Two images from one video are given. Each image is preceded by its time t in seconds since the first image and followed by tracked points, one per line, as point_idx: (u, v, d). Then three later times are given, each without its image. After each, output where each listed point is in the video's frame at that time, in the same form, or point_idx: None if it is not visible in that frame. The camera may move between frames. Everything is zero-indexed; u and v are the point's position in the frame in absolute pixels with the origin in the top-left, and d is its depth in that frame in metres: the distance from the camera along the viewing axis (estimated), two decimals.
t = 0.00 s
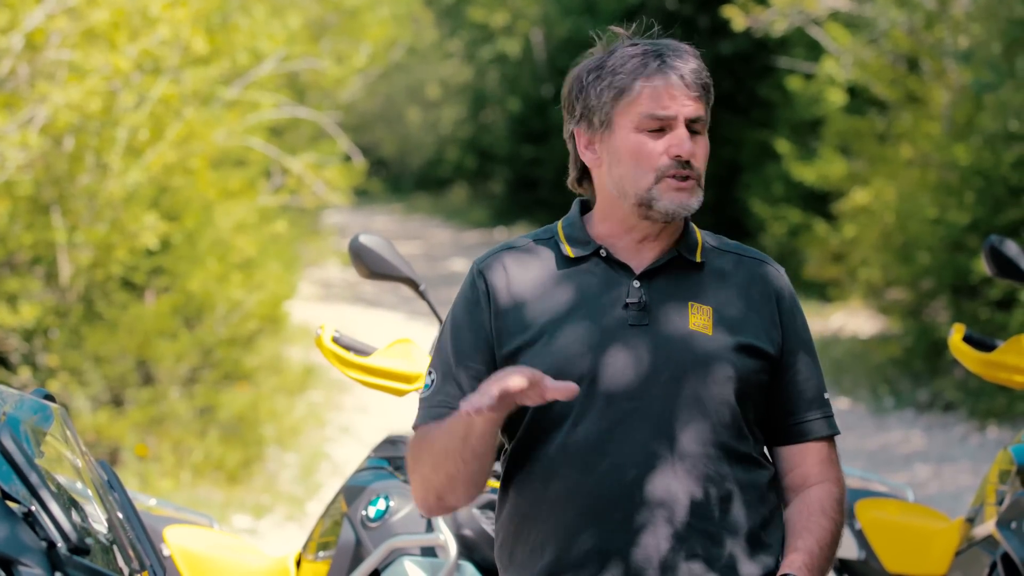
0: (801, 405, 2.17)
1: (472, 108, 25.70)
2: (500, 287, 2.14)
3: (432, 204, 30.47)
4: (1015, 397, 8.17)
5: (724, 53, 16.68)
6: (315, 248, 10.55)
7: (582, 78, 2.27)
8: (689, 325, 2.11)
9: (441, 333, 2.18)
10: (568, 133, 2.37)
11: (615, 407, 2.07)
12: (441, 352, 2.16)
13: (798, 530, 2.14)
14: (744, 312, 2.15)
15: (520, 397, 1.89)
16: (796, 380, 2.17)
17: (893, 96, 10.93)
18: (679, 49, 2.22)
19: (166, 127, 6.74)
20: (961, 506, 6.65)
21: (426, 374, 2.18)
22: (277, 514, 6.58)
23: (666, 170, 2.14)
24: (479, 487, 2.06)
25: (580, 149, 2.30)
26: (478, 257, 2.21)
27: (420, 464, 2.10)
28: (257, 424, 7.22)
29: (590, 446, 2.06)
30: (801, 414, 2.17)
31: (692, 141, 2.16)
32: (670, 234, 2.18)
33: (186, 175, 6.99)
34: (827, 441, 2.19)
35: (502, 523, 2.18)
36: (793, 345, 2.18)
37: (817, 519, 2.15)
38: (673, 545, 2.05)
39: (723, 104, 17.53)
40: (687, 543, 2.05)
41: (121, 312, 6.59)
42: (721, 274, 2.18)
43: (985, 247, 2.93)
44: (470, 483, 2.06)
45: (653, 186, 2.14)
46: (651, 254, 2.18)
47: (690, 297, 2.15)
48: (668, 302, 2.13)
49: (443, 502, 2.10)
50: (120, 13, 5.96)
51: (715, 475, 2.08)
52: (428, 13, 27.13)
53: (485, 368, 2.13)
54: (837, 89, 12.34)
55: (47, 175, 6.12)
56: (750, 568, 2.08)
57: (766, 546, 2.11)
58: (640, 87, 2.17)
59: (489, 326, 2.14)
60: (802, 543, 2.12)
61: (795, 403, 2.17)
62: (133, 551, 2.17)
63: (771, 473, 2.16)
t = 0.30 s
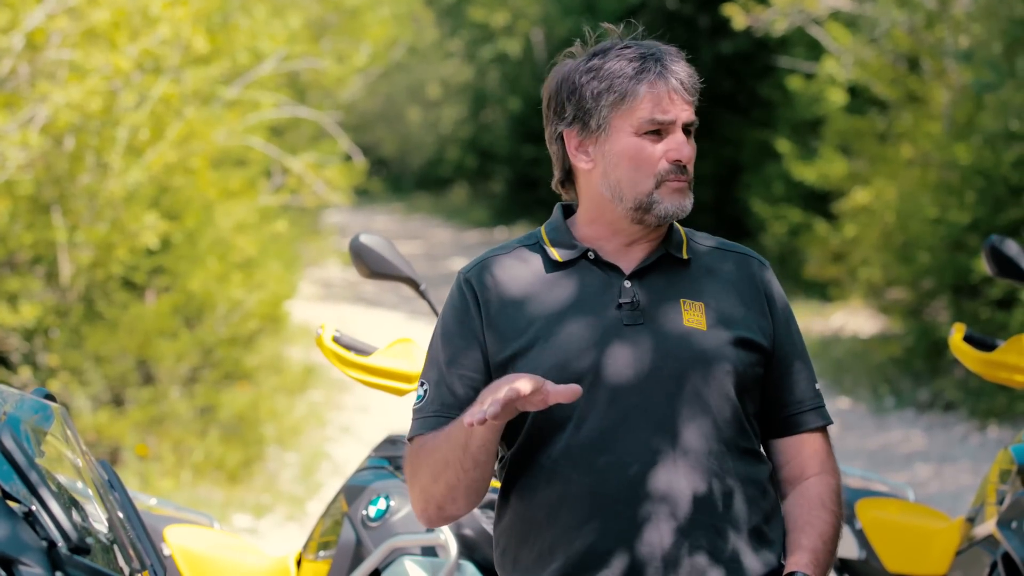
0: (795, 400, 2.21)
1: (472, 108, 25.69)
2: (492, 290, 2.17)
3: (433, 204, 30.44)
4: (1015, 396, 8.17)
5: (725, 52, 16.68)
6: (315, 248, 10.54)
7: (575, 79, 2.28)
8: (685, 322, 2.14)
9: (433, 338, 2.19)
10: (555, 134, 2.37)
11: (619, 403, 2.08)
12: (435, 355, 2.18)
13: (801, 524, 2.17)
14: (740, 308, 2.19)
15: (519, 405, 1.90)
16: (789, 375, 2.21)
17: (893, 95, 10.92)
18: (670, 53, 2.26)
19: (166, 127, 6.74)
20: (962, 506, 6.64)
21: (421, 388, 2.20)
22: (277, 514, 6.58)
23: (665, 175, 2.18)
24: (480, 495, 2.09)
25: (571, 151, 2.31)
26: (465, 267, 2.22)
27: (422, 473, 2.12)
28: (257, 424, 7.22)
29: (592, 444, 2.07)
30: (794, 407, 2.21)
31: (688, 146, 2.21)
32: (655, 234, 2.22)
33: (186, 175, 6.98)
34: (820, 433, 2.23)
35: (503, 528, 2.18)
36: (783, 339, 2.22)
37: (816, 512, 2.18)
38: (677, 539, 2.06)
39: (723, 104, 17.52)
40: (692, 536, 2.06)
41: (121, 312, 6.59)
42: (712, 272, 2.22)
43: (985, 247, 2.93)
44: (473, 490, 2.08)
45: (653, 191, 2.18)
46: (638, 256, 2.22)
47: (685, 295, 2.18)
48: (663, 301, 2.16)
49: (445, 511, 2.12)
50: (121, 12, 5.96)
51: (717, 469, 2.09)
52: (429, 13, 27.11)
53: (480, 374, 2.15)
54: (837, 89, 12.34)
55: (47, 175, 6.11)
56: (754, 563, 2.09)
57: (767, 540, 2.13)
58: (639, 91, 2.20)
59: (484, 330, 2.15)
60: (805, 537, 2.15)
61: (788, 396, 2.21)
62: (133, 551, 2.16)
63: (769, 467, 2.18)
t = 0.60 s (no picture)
0: (789, 401, 2.22)
1: (473, 107, 25.69)
2: (493, 290, 2.15)
3: (433, 204, 30.44)
4: (1016, 396, 8.17)
5: (725, 52, 16.67)
6: (315, 248, 10.54)
7: (576, 76, 2.26)
8: (682, 321, 2.14)
9: (429, 338, 2.16)
10: (550, 133, 2.35)
11: (619, 402, 2.07)
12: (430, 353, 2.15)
13: (794, 524, 2.18)
14: (736, 309, 2.19)
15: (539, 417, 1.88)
16: (783, 376, 2.22)
17: (893, 95, 10.92)
18: (671, 52, 2.26)
19: (167, 126, 6.73)
20: (962, 506, 6.63)
21: (416, 386, 2.15)
22: (278, 514, 6.57)
23: (667, 176, 2.19)
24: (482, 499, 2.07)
25: (570, 151, 2.29)
26: (459, 266, 2.19)
27: (422, 477, 2.08)
28: (258, 424, 7.22)
29: (592, 444, 2.06)
30: (787, 406, 2.22)
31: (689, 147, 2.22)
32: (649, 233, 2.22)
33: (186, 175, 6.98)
34: (811, 432, 2.24)
35: (498, 526, 2.16)
36: (776, 340, 2.23)
37: (809, 511, 2.20)
38: (677, 538, 2.05)
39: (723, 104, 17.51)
40: (693, 535, 2.06)
41: (121, 312, 6.58)
42: (705, 271, 2.22)
43: (986, 247, 2.92)
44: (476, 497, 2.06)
45: (655, 192, 2.18)
46: (631, 257, 2.22)
47: (680, 295, 2.17)
48: (660, 300, 2.16)
49: (444, 514, 2.09)
50: (121, 12, 5.95)
51: (717, 469, 2.09)
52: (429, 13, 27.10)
53: (478, 374, 2.13)
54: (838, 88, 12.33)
55: (48, 175, 6.10)
56: (751, 565, 2.10)
57: (764, 540, 2.13)
58: (643, 91, 2.19)
59: (483, 331, 2.13)
60: (799, 537, 2.16)
61: (781, 395, 2.22)
62: (133, 551, 2.16)
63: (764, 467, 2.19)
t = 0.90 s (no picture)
0: (782, 399, 2.22)
1: (473, 107, 25.68)
2: (491, 284, 2.14)
3: (434, 204, 30.44)
4: (1017, 396, 8.16)
5: (725, 52, 16.67)
6: (316, 248, 10.54)
7: (571, 76, 2.26)
8: (676, 317, 2.14)
9: (418, 334, 2.14)
10: (544, 133, 2.35)
11: (617, 397, 2.06)
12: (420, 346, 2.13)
13: (787, 522, 2.19)
14: (730, 306, 2.19)
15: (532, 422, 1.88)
16: (776, 374, 2.22)
17: (894, 95, 10.91)
18: (666, 54, 2.28)
19: (168, 126, 6.74)
20: (963, 506, 6.63)
21: (405, 381, 2.14)
22: (278, 514, 6.56)
23: (661, 176, 2.19)
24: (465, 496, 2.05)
25: (564, 152, 2.29)
26: (452, 261, 2.18)
27: (407, 471, 2.07)
28: (258, 424, 7.22)
29: (589, 440, 2.05)
30: (780, 404, 2.23)
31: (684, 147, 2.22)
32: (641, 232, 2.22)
33: (187, 175, 6.98)
34: (803, 429, 2.25)
35: (492, 523, 2.14)
36: (769, 337, 2.23)
37: (801, 509, 2.20)
38: (679, 535, 2.05)
39: (723, 103, 17.51)
40: (694, 533, 2.06)
41: (122, 312, 6.58)
42: (697, 268, 2.22)
43: (987, 247, 2.92)
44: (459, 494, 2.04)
45: (649, 193, 2.18)
46: (625, 254, 2.22)
47: (674, 291, 2.17)
48: (655, 296, 2.16)
49: (428, 508, 2.08)
50: (122, 12, 5.95)
51: (714, 465, 2.09)
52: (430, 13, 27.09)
53: (470, 371, 2.11)
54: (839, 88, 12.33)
55: (49, 175, 6.10)
56: (748, 563, 2.10)
57: (755, 539, 2.14)
58: (639, 90, 2.20)
59: (475, 328, 2.12)
60: (791, 535, 2.17)
61: (775, 393, 2.22)
62: (134, 551, 2.16)
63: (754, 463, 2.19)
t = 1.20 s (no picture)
0: (787, 402, 2.18)
1: (475, 107, 25.68)
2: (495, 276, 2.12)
3: (436, 204, 30.43)
4: (1018, 397, 8.15)
5: (727, 52, 16.66)
6: (317, 247, 10.54)
7: (549, 82, 2.25)
8: (677, 314, 2.10)
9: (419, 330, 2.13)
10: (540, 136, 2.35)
11: (618, 396, 2.03)
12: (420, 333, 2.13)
13: (785, 525, 2.16)
14: (733, 305, 2.15)
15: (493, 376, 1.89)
16: (779, 377, 2.18)
17: (896, 95, 10.90)
18: (641, 53, 2.19)
19: (169, 126, 6.75)
20: (965, 506, 6.62)
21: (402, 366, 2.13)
22: (280, 514, 6.56)
23: (623, 178, 2.10)
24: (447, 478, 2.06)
25: (552, 155, 2.28)
26: (458, 253, 2.16)
27: (390, 451, 2.08)
28: (260, 424, 7.22)
29: (589, 439, 2.02)
30: (786, 408, 2.18)
31: (653, 144, 2.11)
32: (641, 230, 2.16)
33: (189, 175, 6.98)
34: (810, 433, 2.21)
35: (489, 516, 2.12)
36: (775, 338, 2.18)
37: (802, 513, 2.16)
38: (680, 535, 2.03)
39: (725, 103, 17.50)
40: (695, 534, 2.04)
41: (124, 312, 6.58)
42: (699, 268, 2.17)
43: (989, 247, 2.92)
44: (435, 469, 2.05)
45: (614, 194, 2.11)
46: (628, 251, 2.16)
47: (675, 289, 2.14)
48: (656, 293, 2.12)
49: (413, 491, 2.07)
50: (124, 12, 5.96)
51: (716, 466, 2.07)
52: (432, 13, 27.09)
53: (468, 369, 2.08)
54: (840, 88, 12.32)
55: (51, 174, 6.10)
56: (745, 564, 2.09)
57: (752, 541, 2.12)
58: (597, 93, 2.13)
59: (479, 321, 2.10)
60: (789, 538, 2.14)
61: (780, 395, 2.18)
62: (136, 551, 2.16)
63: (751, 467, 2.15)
